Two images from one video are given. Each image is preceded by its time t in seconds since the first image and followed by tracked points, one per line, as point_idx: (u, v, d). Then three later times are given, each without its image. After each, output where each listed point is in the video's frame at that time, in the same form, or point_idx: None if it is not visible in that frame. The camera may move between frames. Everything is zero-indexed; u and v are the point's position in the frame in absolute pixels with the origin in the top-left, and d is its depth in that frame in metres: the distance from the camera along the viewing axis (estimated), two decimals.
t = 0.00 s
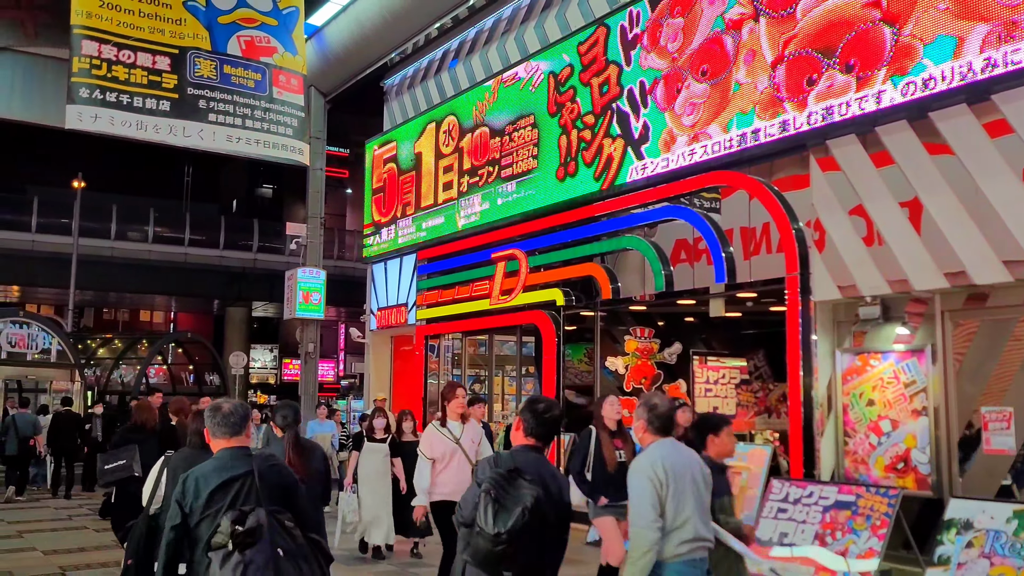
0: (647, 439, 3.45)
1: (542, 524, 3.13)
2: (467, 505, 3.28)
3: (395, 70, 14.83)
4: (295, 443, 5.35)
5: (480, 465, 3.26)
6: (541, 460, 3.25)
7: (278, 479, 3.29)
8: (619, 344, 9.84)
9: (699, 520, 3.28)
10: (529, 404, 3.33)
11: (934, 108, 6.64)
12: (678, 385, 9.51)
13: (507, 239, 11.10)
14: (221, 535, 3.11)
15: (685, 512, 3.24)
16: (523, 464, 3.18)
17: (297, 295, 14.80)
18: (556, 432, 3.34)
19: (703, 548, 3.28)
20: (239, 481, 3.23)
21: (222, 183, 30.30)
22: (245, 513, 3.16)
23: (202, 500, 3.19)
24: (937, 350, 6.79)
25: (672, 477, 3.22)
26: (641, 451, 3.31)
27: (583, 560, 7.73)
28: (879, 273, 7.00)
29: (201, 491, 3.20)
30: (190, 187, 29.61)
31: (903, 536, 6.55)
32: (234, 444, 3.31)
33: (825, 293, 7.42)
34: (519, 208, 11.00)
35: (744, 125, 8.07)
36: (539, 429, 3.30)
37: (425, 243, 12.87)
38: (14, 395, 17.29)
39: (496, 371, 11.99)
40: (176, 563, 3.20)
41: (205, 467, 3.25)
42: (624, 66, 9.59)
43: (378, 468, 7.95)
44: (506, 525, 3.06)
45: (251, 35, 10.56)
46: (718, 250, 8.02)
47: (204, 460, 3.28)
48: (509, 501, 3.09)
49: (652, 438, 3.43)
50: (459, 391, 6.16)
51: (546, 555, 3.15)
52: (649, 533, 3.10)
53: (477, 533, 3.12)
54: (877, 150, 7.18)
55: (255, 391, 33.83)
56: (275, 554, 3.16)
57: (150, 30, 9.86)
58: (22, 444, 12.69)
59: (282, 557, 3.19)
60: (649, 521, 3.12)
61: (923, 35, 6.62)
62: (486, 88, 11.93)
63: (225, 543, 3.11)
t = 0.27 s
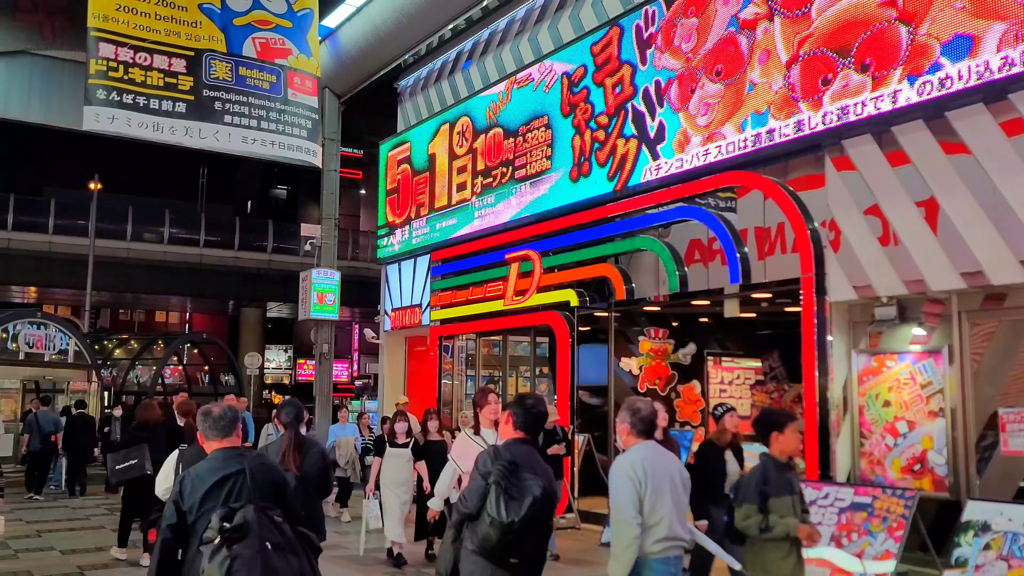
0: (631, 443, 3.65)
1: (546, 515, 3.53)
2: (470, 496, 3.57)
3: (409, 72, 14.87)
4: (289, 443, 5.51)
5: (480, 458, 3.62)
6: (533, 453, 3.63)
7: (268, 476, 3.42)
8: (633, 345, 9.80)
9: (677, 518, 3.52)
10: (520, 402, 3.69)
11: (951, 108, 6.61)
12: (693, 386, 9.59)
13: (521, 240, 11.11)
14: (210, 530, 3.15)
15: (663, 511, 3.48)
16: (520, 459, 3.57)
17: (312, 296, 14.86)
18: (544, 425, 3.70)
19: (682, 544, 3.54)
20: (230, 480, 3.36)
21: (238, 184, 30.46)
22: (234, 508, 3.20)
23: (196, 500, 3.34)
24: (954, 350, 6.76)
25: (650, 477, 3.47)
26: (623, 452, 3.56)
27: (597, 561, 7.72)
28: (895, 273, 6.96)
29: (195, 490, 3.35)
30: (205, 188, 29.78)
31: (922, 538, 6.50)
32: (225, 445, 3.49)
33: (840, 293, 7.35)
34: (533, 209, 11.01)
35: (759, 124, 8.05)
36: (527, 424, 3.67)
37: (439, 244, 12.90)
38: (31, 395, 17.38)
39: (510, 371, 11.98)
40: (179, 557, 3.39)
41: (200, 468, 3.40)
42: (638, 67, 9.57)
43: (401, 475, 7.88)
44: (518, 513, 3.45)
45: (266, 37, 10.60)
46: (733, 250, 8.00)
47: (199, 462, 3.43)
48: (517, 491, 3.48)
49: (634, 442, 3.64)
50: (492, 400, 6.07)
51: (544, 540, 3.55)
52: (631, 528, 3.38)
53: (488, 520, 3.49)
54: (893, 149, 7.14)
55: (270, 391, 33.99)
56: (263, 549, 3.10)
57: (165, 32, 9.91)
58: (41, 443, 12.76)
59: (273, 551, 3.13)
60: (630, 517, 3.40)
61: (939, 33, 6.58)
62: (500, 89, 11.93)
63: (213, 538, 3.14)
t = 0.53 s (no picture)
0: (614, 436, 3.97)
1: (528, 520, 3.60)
2: (458, 504, 3.57)
3: (420, 73, 14.91)
4: (303, 444, 5.67)
5: (465, 465, 3.63)
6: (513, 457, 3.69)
7: (270, 471, 3.80)
8: (644, 345, 9.85)
9: (657, 511, 3.83)
10: (502, 406, 3.76)
11: (964, 108, 6.60)
12: (704, 387, 9.37)
13: (532, 241, 11.14)
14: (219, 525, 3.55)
15: (645, 503, 3.79)
16: (503, 463, 3.60)
17: (324, 297, 14.91)
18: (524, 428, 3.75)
19: (661, 535, 3.85)
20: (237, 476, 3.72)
21: (249, 186, 30.58)
22: (241, 505, 3.58)
23: (206, 494, 3.70)
24: (968, 351, 6.73)
25: (633, 471, 3.77)
26: (607, 447, 3.85)
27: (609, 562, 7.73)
28: (908, 273, 6.96)
29: (204, 484, 3.71)
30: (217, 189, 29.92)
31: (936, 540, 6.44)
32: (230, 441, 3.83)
33: (853, 294, 7.37)
34: (544, 210, 11.03)
35: (771, 125, 8.04)
36: (509, 430, 3.72)
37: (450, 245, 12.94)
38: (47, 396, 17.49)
39: (522, 372, 12.00)
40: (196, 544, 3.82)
41: (208, 466, 3.75)
42: (649, 68, 9.58)
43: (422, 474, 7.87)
44: (506, 519, 3.49)
45: (279, 39, 10.66)
46: (745, 251, 8.02)
47: (206, 459, 3.78)
48: (503, 497, 3.52)
49: (617, 435, 3.94)
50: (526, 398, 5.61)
51: (532, 541, 3.58)
52: (614, 519, 3.70)
53: (476, 527, 3.51)
54: (905, 149, 7.10)
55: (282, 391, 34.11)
56: (268, 541, 3.53)
57: (179, 35, 9.96)
58: (58, 444, 12.88)
59: (276, 543, 3.56)
60: (614, 508, 3.70)
61: (953, 33, 6.56)
62: (511, 90, 11.95)
63: (222, 532, 3.54)
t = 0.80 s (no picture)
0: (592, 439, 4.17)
1: (497, 515, 3.82)
2: (432, 497, 3.91)
3: (432, 74, 14.94)
4: (312, 441, 5.96)
5: (444, 463, 3.95)
6: (498, 454, 3.92)
7: (285, 470, 3.86)
8: (657, 346, 9.84)
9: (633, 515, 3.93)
10: (489, 406, 3.99)
11: (979, 107, 6.57)
12: (716, 387, 9.39)
13: (544, 242, 11.15)
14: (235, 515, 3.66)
15: (621, 507, 3.90)
16: (480, 462, 3.87)
17: (336, 298, 14.95)
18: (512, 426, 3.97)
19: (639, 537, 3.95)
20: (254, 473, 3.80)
21: (261, 187, 30.69)
22: (256, 498, 3.69)
23: (224, 488, 3.79)
24: (983, 352, 6.72)
25: (610, 478, 3.88)
26: (587, 454, 3.97)
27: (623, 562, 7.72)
28: (922, 273, 6.94)
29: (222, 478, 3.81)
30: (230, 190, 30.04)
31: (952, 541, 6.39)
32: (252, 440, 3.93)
33: (866, 294, 7.36)
34: (556, 211, 11.03)
35: (784, 125, 8.01)
36: (495, 428, 3.94)
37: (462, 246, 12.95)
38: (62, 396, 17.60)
39: (534, 372, 12.00)
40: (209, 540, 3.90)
41: (227, 461, 3.85)
42: (661, 68, 9.57)
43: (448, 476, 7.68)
44: (466, 515, 3.79)
45: (291, 42, 10.70)
46: (758, 251, 7.99)
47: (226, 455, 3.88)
48: (467, 494, 3.81)
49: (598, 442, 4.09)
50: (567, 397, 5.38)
51: (501, 543, 3.87)
52: (592, 524, 3.79)
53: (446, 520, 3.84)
54: (919, 148, 7.08)
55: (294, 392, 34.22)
56: (278, 535, 3.61)
57: (192, 37, 10.01)
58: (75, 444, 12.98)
59: (286, 537, 3.65)
60: (592, 513, 3.80)
61: (968, 32, 6.52)
62: (523, 91, 11.96)
63: (237, 523, 3.65)
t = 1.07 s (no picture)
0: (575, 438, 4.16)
1: (494, 508, 3.88)
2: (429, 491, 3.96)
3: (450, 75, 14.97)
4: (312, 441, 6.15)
5: (442, 458, 4.00)
6: (495, 454, 3.99)
7: (291, 467, 3.96)
8: (676, 347, 9.76)
9: (617, 506, 3.90)
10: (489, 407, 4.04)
11: (1002, 105, 6.52)
12: (737, 387, 9.19)
13: (563, 242, 11.16)
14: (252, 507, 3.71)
15: (603, 500, 3.87)
16: (478, 458, 3.94)
17: (355, 299, 15.00)
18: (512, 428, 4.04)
19: (622, 529, 3.93)
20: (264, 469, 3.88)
21: (281, 189, 30.90)
22: (270, 491, 3.74)
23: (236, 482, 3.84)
24: (1007, 352, 6.64)
25: (590, 471, 3.86)
26: (568, 448, 3.96)
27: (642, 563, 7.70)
28: (945, 272, 6.91)
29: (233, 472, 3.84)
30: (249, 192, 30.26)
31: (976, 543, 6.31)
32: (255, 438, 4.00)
33: (888, 293, 7.35)
34: (574, 211, 11.02)
35: (804, 124, 7.96)
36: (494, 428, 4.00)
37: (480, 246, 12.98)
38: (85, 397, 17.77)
39: (552, 373, 11.99)
40: (218, 540, 3.85)
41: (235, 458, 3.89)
42: (679, 68, 9.54)
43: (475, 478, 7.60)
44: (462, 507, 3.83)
45: (310, 44, 10.76)
46: (778, 251, 7.97)
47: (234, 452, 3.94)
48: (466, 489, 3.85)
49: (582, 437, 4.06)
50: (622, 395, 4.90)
51: (493, 537, 3.90)
52: (570, 516, 3.79)
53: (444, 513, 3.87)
54: (941, 146, 7.02)
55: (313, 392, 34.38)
56: (292, 526, 3.68)
57: (212, 41, 10.09)
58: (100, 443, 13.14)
59: (298, 528, 3.70)
60: (570, 505, 3.80)
61: (991, 29, 6.45)
62: (541, 91, 11.96)
63: (253, 515, 3.70)
